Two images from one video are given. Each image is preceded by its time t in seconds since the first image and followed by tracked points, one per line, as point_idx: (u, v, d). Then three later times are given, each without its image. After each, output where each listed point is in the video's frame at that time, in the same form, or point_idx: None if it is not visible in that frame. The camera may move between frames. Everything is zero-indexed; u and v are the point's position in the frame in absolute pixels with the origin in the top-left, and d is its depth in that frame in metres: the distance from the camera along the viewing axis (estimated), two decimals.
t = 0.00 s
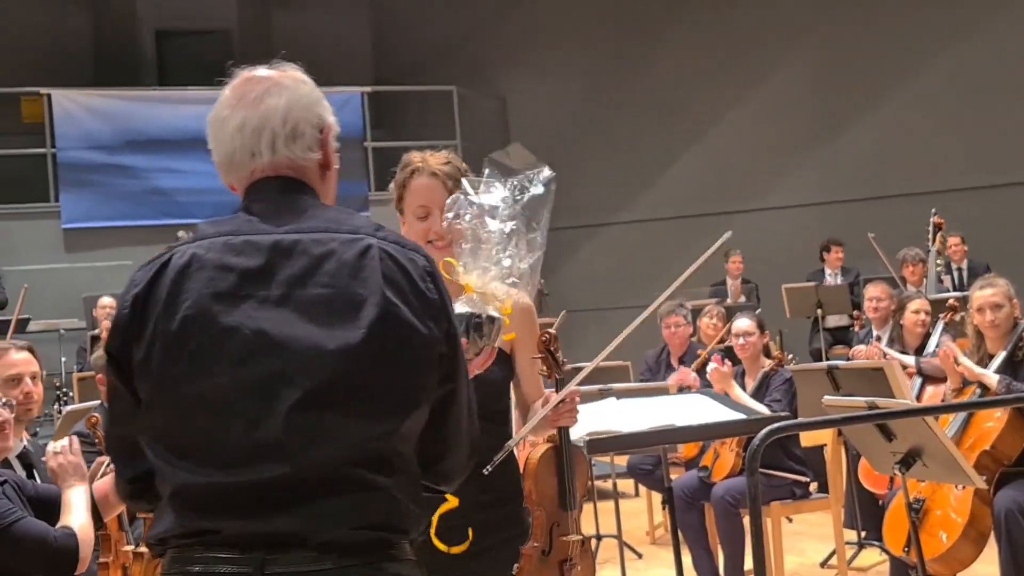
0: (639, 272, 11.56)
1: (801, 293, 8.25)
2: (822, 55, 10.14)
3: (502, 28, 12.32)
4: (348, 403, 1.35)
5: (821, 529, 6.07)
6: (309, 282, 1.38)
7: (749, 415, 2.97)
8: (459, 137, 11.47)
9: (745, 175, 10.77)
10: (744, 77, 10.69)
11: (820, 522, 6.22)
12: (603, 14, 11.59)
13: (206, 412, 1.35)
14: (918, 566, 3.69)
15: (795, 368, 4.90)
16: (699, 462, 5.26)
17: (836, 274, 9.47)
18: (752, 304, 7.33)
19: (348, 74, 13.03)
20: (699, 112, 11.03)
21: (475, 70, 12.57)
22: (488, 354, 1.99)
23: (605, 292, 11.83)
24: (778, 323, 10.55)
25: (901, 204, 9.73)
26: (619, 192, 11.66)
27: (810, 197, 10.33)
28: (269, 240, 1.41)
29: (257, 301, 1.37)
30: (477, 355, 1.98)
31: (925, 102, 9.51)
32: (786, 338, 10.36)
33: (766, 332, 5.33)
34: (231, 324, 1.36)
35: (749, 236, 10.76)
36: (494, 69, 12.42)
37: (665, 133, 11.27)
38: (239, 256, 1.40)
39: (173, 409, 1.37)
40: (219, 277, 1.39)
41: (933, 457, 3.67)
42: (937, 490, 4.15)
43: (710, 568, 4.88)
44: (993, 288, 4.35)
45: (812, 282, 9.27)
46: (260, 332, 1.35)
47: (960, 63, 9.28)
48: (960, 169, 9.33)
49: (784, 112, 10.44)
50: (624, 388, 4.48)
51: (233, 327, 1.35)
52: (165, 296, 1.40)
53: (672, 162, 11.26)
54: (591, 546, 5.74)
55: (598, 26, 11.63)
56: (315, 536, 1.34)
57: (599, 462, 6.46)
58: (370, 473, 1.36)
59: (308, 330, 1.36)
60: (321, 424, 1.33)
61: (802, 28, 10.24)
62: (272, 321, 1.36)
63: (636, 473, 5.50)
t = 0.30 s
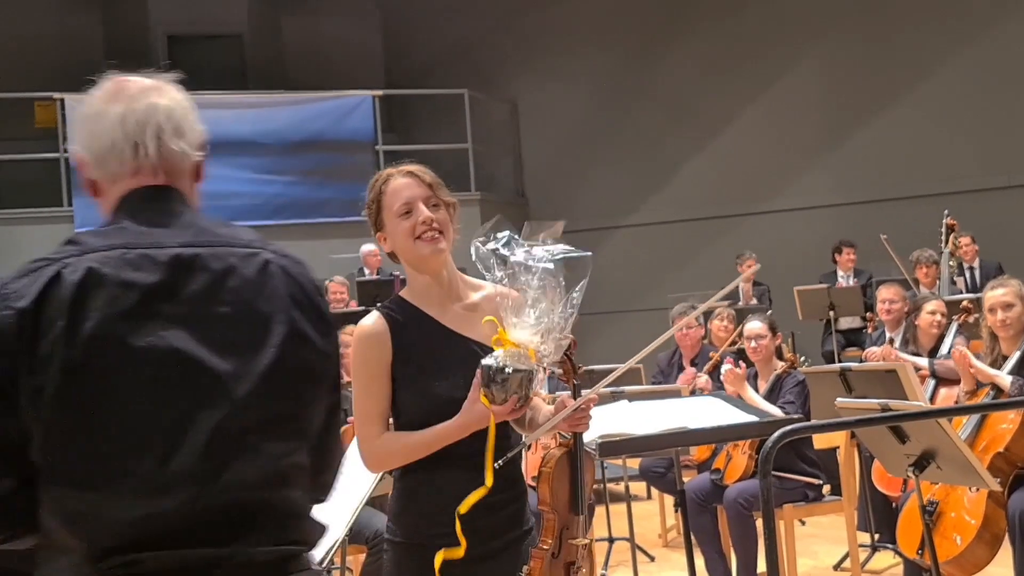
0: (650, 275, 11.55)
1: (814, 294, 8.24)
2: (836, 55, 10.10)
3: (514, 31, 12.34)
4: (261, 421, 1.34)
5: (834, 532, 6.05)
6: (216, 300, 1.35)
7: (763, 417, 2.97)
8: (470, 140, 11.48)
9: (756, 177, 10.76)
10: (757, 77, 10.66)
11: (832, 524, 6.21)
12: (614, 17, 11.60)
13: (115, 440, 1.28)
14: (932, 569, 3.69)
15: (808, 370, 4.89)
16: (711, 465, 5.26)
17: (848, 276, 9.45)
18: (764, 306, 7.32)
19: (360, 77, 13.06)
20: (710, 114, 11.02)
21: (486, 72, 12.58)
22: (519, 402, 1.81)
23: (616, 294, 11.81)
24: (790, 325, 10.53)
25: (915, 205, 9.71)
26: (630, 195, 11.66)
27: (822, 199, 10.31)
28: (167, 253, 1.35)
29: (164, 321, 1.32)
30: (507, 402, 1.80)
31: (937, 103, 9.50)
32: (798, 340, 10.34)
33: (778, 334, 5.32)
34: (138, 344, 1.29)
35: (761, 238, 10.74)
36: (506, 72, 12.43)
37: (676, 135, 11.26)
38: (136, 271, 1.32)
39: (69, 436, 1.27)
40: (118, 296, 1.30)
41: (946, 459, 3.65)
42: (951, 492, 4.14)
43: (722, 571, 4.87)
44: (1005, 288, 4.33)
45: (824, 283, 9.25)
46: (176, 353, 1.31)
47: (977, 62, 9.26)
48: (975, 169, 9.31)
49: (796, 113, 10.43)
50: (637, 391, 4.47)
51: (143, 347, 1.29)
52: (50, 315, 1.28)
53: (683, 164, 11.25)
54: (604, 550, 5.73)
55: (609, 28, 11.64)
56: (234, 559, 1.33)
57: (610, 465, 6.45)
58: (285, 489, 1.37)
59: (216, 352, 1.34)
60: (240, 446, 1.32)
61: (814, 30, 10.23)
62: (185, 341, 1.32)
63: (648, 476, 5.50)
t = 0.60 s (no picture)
0: (662, 278, 11.53)
1: (827, 298, 8.22)
2: (848, 59, 10.08)
3: (525, 35, 12.35)
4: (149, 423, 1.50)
5: (847, 535, 6.03)
6: (104, 320, 1.49)
7: (776, 421, 2.95)
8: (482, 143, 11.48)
9: (767, 181, 10.74)
10: (769, 81, 10.64)
11: (845, 529, 6.18)
12: (625, 19, 11.59)
13: (12, 440, 1.41)
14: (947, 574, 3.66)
15: (821, 374, 4.87)
16: (723, 469, 5.25)
17: (860, 279, 9.42)
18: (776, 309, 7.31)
19: (371, 82, 13.10)
20: (721, 116, 11.00)
21: (497, 76, 12.59)
22: (527, 409, 1.78)
23: (627, 297, 11.80)
24: (802, 328, 10.50)
25: (927, 208, 9.67)
26: (641, 198, 11.65)
27: (833, 201, 10.28)
28: (55, 267, 1.48)
29: (60, 338, 1.45)
30: (514, 409, 1.77)
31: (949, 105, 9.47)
32: (810, 344, 10.31)
33: (790, 337, 5.30)
34: (42, 360, 1.43)
35: (772, 241, 10.71)
36: (517, 75, 12.44)
37: (687, 139, 11.25)
38: (31, 286, 1.45)
39: None
40: (22, 315, 1.43)
41: (961, 463, 3.64)
42: (965, 496, 4.12)
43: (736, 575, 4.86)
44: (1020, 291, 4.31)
45: (836, 287, 9.22)
46: (75, 371, 1.45)
47: (989, 65, 9.22)
48: (988, 173, 9.28)
49: (808, 116, 10.41)
50: (649, 394, 4.46)
51: (47, 362, 1.43)
52: None
53: (694, 168, 11.24)
54: (616, 554, 5.72)
55: (620, 31, 11.64)
56: (110, 557, 1.50)
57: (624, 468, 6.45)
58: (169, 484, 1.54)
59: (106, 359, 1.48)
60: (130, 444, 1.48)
61: (825, 32, 10.22)
62: (84, 360, 1.46)
63: (660, 480, 5.49)
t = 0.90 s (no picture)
0: (676, 279, 11.52)
1: (841, 297, 8.21)
2: (864, 59, 10.05)
3: (538, 36, 12.37)
4: (35, 434, 1.27)
5: (861, 536, 6.04)
6: None
7: (790, 422, 2.96)
8: (496, 144, 11.49)
9: (781, 182, 10.73)
10: (783, 81, 10.63)
11: (859, 529, 6.19)
12: (639, 20, 11.60)
13: None
14: (962, 573, 3.67)
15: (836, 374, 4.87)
16: (738, 468, 5.25)
17: (874, 279, 9.40)
18: (790, 309, 7.32)
19: (385, 83, 13.15)
20: (734, 117, 11.00)
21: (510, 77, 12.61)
22: (547, 417, 1.81)
23: (640, 297, 11.79)
24: (816, 328, 10.48)
25: (942, 208, 9.65)
26: (655, 199, 11.64)
27: (847, 201, 10.27)
28: None
29: None
30: (535, 418, 1.79)
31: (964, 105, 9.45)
32: (824, 343, 10.30)
33: (804, 337, 5.31)
34: None
35: (786, 241, 10.70)
36: (530, 75, 12.44)
37: (701, 139, 11.25)
38: None
39: None
40: None
41: (977, 463, 3.64)
42: (981, 496, 4.12)
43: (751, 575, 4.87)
44: None
45: (850, 286, 9.21)
46: None
47: (1004, 64, 9.19)
48: (1004, 172, 9.24)
49: (822, 116, 10.40)
50: (663, 394, 4.47)
51: None
52: None
53: (708, 168, 11.23)
54: (631, 554, 5.73)
55: (634, 32, 11.65)
56: None
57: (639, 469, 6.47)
58: (57, 474, 1.38)
59: None
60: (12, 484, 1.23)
61: (839, 32, 10.21)
62: None
63: (675, 480, 5.49)
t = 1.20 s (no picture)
0: (699, 278, 11.49)
1: (864, 297, 8.17)
2: (887, 56, 9.98)
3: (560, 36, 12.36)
4: None
5: (884, 535, 6.02)
6: None
7: (810, 420, 2.94)
8: (517, 144, 11.49)
9: (804, 181, 10.68)
10: (806, 80, 10.57)
11: (883, 528, 6.17)
12: (660, 20, 11.57)
13: None
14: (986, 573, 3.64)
15: (858, 373, 4.85)
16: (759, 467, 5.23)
17: (898, 278, 9.34)
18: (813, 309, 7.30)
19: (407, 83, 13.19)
20: (756, 116, 10.95)
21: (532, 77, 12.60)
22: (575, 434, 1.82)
23: (663, 297, 11.77)
24: (839, 328, 10.43)
25: (967, 206, 9.57)
26: (677, 198, 11.61)
27: (871, 201, 10.21)
28: None
29: None
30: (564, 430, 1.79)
31: (988, 103, 9.38)
32: (848, 343, 10.25)
33: (826, 336, 5.28)
34: None
35: (810, 240, 10.65)
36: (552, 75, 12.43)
37: (723, 139, 11.21)
38: None
39: None
40: None
41: (1001, 463, 3.61)
42: (1005, 496, 4.09)
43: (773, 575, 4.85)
44: None
45: (873, 286, 9.15)
46: None
47: None
48: None
49: (845, 115, 10.35)
50: (684, 392, 4.46)
51: None
52: None
53: (731, 167, 11.19)
54: (652, 553, 5.72)
55: (655, 31, 11.62)
56: None
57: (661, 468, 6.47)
58: None
59: None
60: None
61: (862, 31, 10.15)
62: None
63: (696, 479, 5.48)
